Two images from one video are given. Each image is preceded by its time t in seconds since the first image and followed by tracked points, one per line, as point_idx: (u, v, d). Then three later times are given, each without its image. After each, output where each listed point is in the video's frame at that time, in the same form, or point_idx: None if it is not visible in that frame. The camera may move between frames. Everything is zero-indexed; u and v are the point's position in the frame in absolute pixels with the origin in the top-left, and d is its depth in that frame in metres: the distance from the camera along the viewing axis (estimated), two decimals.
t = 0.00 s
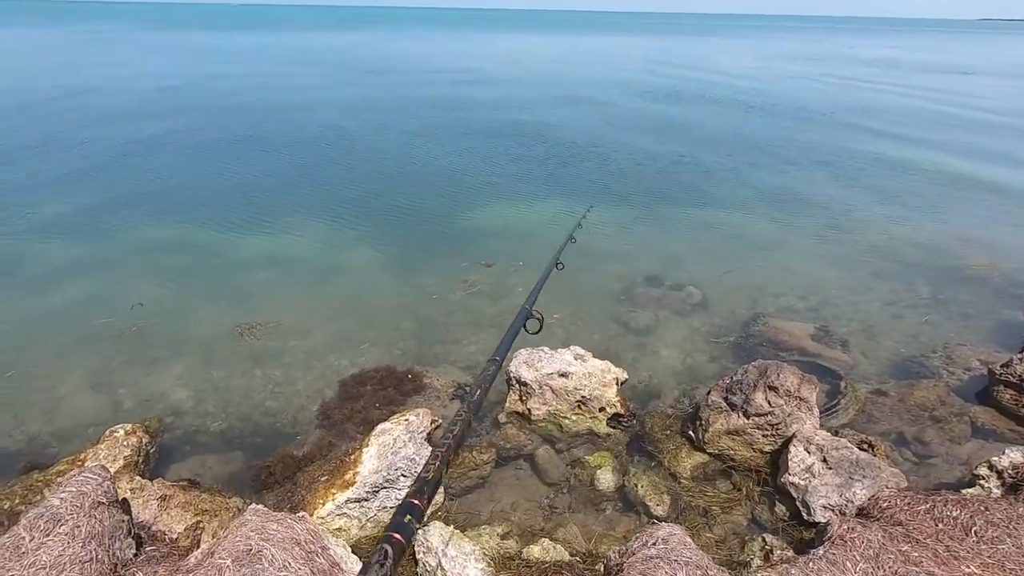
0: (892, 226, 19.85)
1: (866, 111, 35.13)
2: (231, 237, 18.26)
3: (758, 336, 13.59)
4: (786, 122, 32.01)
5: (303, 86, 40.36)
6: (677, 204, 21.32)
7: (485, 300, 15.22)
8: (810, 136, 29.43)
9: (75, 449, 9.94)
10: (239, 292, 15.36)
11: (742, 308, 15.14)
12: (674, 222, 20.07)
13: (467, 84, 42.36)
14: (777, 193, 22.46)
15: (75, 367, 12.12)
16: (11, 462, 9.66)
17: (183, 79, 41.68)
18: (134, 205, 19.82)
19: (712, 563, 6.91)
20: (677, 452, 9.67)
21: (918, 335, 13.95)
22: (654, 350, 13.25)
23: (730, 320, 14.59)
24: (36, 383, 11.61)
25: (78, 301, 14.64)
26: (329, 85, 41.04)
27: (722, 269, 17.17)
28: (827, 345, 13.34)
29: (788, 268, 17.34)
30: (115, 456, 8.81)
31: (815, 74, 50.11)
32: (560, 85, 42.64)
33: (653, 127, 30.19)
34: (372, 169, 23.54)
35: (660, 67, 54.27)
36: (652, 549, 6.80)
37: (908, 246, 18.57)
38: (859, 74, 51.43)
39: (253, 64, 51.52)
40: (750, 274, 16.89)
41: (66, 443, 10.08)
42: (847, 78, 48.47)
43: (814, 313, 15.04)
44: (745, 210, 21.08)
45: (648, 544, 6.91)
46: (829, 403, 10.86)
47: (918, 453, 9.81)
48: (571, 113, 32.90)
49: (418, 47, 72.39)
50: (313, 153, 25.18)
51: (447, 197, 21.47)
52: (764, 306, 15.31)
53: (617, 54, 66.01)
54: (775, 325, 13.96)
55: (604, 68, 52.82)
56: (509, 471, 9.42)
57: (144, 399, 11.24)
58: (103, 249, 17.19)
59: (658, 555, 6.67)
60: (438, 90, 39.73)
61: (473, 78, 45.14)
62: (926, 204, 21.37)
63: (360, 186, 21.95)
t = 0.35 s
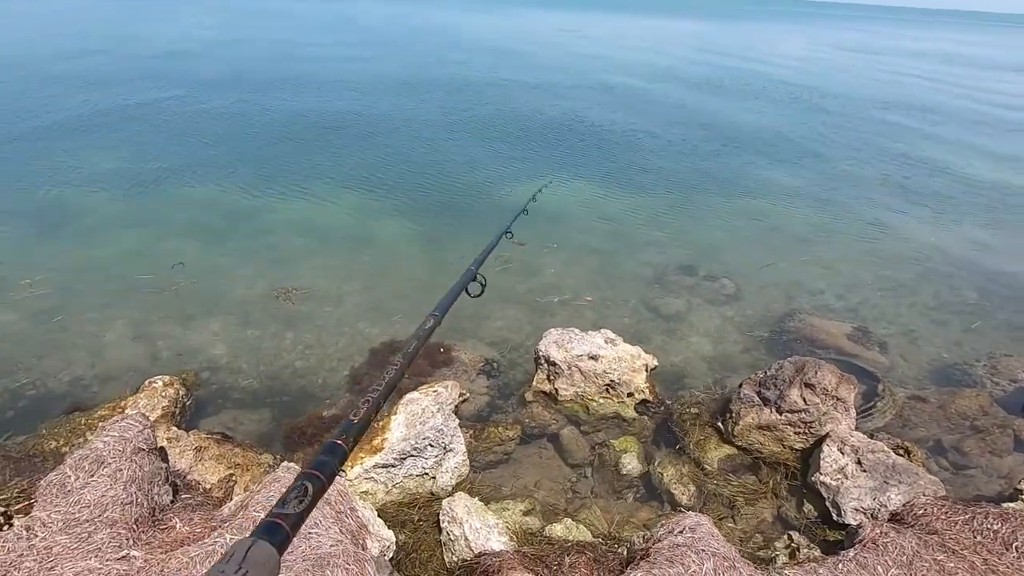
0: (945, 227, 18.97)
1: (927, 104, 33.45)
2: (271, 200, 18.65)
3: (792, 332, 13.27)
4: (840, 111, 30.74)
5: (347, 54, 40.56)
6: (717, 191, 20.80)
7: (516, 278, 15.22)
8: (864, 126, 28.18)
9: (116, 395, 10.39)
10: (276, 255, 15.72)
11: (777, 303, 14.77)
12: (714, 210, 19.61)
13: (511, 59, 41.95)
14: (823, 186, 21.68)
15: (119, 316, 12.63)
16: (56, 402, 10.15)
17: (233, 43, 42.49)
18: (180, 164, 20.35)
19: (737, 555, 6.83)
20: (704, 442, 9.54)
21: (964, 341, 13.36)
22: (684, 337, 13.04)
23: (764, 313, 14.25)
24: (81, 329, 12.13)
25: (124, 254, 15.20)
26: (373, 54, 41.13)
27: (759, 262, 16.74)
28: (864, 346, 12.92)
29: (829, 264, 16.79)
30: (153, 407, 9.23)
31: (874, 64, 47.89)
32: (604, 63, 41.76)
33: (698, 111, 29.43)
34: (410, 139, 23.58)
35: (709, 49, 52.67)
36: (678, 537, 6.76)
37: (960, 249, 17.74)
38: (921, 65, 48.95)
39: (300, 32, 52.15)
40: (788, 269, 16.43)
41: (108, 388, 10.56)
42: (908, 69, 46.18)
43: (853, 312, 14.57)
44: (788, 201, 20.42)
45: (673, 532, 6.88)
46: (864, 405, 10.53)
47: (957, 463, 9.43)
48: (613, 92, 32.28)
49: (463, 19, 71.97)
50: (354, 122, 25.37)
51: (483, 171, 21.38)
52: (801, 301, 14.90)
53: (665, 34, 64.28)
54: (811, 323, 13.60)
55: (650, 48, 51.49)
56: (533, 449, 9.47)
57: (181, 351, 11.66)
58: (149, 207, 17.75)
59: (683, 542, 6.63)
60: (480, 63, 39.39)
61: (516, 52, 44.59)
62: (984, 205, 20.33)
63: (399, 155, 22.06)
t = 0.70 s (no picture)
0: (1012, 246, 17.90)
1: (1005, 111, 31.43)
2: (319, 176, 19.04)
3: (836, 345, 12.80)
4: (907, 114, 29.20)
5: (401, 32, 40.78)
6: (767, 193, 20.16)
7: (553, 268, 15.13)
8: (933, 132, 26.71)
9: (160, 355, 10.85)
10: (320, 229, 16.04)
11: (822, 313, 14.25)
12: (763, 212, 19.00)
13: (566, 42, 41.33)
14: (882, 194, 20.75)
15: (169, 280, 13.15)
16: (105, 356, 10.66)
17: (294, 19, 43.36)
18: (235, 135, 20.95)
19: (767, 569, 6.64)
20: (738, 450, 9.29)
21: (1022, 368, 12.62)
22: (722, 341, 12.73)
23: (807, 323, 13.77)
24: (133, 289, 12.68)
25: (178, 220, 15.80)
26: (427, 33, 41.23)
27: (807, 269, 16.16)
28: (912, 365, 12.36)
29: (881, 276, 16.09)
30: (196, 367, 9.59)
31: (949, 66, 45.26)
32: (659, 51, 40.77)
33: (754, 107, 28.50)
34: (458, 120, 23.61)
35: (772, 40, 50.75)
36: (708, 545, 6.61)
37: None
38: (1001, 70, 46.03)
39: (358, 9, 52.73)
40: (837, 279, 15.82)
41: (154, 348, 11.02)
42: (987, 72, 43.45)
43: (902, 329, 13.95)
44: (842, 207, 19.63)
45: (703, 539, 6.73)
46: (910, 426, 10.05)
47: (1007, 497, 8.92)
48: (667, 83, 31.53)
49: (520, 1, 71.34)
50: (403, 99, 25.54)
51: (529, 158, 21.27)
52: (848, 313, 14.35)
53: (726, 23, 62.28)
54: (856, 337, 13.08)
55: (709, 36, 49.96)
56: (561, 441, 9.41)
57: (224, 318, 12.06)
58: (203, 175, 18.36)
59: (711, 551, 6.49)
60: (532, 45, 39.02)
61: (570, 36, 43.95)
62: None
63: (445, 136, 22.11)
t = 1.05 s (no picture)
0: None
1: None
2: (355, 160, 19.29)
3: (864, 365, 12.48)
4: (961, 129, 28.10)
5: (444, 19, 40.84)
6: (805, 203, 19.70)
7: (579, 266, 15.08)
8: (987, 149, 25.65)
9: (191, 326, 11.18)
10: (353, 213, 16.27)
11: (853, 330, 13.89)
12: (800, 223, 18.57)
13: (610, 37, 40.88)
14: (927, 211, 20.05)
15: (204, 254, 13.52)
16: (139, 324, 11.02)
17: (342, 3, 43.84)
18: (276, 116, 21.34)
19: None
20: (755, 463, 9.16)
21: None
22: (746, 352, 12.55)
23: (836, 339, 13.46)
24: (169, 261, 13.06)
25: (216, 196, 16.22)
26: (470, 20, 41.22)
27: (841, 284, 15.76)
28: (944, 390, 11.97)
29: (918, 296, 15.61)
30: (225, 340, 9.89)
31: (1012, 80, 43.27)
32: (703, 50, 40.05)
33: (798, 114, 27.79)
34: (495, 112, 23.61)
35: (824, 45, 49.32)
36: (716, 556, 6.54)
37: None
38: None
39: None
40: (872, 295, 15.40)
41: (185, 319, 11.37)
42: None
43: (937, 352, 13.51)
44: (883, 222, 19.07)
45: (711, 551, 6.66)
46: (938, 453, 9.74)
47: None
48: (710, 84, 30.99)
49: None
50: (441, 87, 25.62)
51: (563, 154, 21.21)
52: (881, 332, 13.95)
53: (774, 25, 60.80)
54: (887, 357, 12.73)
55: (755, 38, 48.89)
56: (575, 439, 9.40)
57: (254, 294, 12.36)
58: (242, 153, 18.76)
59: (720, 562, 6.42)
60: (574, 39, 38.71)
61: (613, 31, 43.46)
62: None
63: (481, 126, 22.13)
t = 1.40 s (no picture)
0: None
1: None
2: (373, 147, 19.37)
3: (875, 378, 12.33)
4: (991, 141, 27.49)
5: (471, 9, 40.80)
6: (825, 210, 19.44)
7: (591, 264, 15.04)
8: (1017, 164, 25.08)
9: (203, 304, 11.33)
10: (368, 199, 16.35)
11: (866, 342, 13.71)
12: (818, 230, 18.34)
13: (635, 34, 40.56)
14: (950, 225, 19.68)
15: (220, 233, 13.68)
16: (154, 300, 11.20)
17: None
18: (297, 100, 21.48)
19: None
20: (757, 470, 9.11)
21: None
22: (755, 359, 12.44)
23: (849, 349, 13.30)
24: (186, 239, 13.24)
25: (235, 177, 16.37)
26: (496, 12, 41.14)
27: (856, 294, 15.55)
28: (956, 407, 11.78)
29: (935, 310, 15.37)
30: (236, 319, 10.06)
31: None
32: (730, 51, 39.57)
33: (822, 119, 27.39)
34: (516, 104, 23.56)
35: (853, 51, 48.51)
36: (712, 562, 6.52)
37: None
38: None
39: None
40: (887, 307, 15.18)
41: (198, 297, 11.51)
42: None
43: (952, 368, 13.30)
44: (904, 233, 18.76)
45: (708, 555, 6.63)
46: (946, 471, 9.60)
47: None
48: (734, 85, 30.66)
49: None
50: (463, 77, 25.61)
51: (581, 150, 21.11)
52: (895, 345, 13.75)
53: (805, 28, 59.87)
54: (899, 371, 12.55)
55: (783, 40, 48.22)
56: (578, 436, 9.39)
57: (267, 275, 12.48)
58: (263, 136, 18.92)
59: (715, 569, 6.40)
60: (599, 34, 38.48)
61: (639, 28, 43.08)
62: None
63: (501, 119, 22.11)
